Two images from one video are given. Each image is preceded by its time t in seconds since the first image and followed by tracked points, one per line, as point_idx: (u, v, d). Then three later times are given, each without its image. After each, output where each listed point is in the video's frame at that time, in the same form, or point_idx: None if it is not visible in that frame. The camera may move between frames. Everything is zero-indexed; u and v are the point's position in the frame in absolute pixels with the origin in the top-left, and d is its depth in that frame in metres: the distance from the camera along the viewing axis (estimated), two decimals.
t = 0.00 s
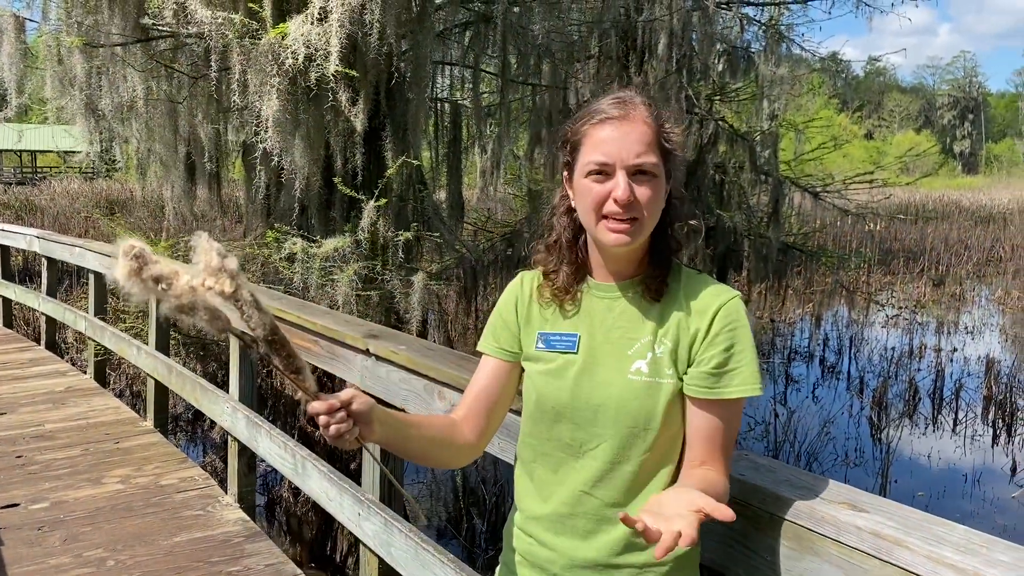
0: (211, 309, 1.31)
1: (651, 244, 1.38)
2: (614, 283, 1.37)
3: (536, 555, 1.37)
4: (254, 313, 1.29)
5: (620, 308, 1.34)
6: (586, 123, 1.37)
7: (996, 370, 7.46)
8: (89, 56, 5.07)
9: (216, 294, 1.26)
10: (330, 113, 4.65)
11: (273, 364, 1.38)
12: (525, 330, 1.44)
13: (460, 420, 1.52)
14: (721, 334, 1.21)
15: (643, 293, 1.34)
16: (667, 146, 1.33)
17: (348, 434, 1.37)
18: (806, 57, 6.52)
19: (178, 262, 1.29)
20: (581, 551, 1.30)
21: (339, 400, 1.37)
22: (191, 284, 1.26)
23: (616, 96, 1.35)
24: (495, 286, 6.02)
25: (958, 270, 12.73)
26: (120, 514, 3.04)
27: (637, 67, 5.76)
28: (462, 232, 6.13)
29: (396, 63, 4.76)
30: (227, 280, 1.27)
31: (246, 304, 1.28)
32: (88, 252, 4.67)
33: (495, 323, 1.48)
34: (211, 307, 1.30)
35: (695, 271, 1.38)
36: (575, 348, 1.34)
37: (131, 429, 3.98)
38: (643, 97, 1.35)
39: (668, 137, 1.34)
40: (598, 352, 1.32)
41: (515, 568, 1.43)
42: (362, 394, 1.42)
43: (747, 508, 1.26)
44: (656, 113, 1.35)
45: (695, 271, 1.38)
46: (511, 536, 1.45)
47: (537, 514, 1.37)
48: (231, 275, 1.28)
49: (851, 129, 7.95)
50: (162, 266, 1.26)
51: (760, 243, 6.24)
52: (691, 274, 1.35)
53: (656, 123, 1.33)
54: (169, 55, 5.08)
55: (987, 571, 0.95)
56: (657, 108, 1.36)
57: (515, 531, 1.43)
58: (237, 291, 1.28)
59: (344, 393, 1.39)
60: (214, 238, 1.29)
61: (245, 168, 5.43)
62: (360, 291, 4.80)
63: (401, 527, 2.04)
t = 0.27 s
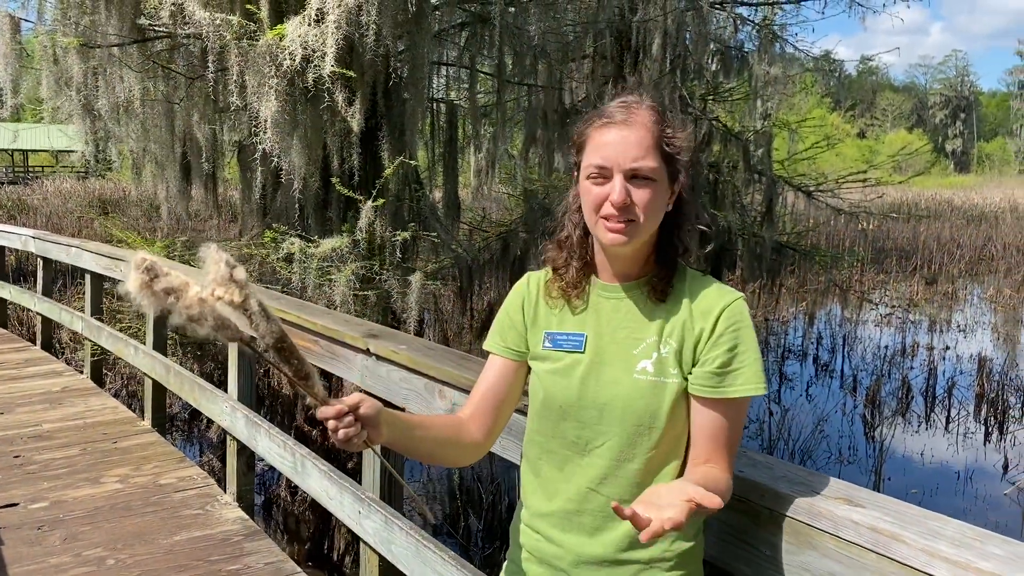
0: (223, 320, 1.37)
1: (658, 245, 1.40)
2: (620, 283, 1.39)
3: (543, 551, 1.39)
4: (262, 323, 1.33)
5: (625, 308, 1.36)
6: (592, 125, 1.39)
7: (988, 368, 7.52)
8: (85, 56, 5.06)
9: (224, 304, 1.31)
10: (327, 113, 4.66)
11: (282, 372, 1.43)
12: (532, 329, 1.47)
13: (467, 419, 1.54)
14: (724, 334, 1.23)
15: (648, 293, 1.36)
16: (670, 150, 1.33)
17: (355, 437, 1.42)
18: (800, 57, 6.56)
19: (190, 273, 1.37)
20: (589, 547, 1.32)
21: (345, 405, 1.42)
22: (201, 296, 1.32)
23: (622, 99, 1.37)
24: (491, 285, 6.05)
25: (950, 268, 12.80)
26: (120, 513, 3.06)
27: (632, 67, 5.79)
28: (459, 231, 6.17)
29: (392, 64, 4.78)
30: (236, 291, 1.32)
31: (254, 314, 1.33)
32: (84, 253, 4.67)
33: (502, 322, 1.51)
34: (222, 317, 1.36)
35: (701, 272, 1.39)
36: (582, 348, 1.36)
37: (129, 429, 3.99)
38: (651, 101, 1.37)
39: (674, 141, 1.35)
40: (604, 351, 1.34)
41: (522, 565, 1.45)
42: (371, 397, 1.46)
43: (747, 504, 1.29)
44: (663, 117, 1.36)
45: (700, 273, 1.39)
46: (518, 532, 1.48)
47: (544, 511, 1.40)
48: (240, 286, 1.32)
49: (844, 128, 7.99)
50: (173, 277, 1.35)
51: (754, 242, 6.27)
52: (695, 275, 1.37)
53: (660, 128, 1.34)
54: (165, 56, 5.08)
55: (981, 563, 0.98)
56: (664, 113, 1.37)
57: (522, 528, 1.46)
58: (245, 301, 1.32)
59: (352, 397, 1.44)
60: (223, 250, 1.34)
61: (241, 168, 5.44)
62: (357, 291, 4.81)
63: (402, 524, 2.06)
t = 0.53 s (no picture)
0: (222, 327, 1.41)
1: (653, 245, 1.43)
2: (619, 279, 1.43)
3: (542, 539, 1.43)
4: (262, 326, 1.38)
5: (624, 303, 1.40)
6: (588, 128, 1.44)
7: (978, 366, 7.59)
8: (81, 56, 5.07)
9: (224, 311, 1.36)
10: (324, 113, 4.68)
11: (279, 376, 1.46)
12: (534, 323, 1.51)
13: (464, 412, 1.57)
14: (719, 330, 1.27)
15: (646, 289, 1.40)
16: (659, 154, 1.36)
17: (349, 438, 1.45)
18: (792, 58, 6.61)
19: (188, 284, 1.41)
20: (587, 535, 1.36)
21: (338, 407, 1.45)
22: (200, 305, 1.36)
23: (618, 104, 1.42)
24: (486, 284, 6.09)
25: (942, 266, 12.89)
26: (119, 510, 3.08)
27: (626, 67, 5.84)
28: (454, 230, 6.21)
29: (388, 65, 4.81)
30: (235, 297, 1.37)
31: (253, 318, 1.38)
32: (80, 252, 4.69)
33: (505, 316, 1.55)
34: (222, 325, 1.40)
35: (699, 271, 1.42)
36: (581, 341, 1.40)
37: (126, 427, 4.01)
38: (645, 106, 1.40)
39: (664, 146, 1.37)
40: (602, 344, 1.38)
41: (522, 554, 1.49)
42: (363, 398, 1.49)
43: (742, 494, 1.33)
44: (658, 121, 1.38)
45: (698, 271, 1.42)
46: (519, 521, 1.52)
47: (544, 500, 1.44)
48: (239, 293, 1.38)
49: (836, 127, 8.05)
50: (172, 287, 1.38)
51: (747, 241, 6.32)
52: (693, 272, 1.40)
53: (648, 132, 1.37)
54: (162, 56, 5.09)
55: (967, 550, 1.02)
56: (659, 118, 1.40)
57: (523, 517, 1.49)
58: (245, 307, 1.37)
59: (343, 399, 1.47)
60: (221, 260, 1.40)
61: (237, 167, 5.46)
62: (354, 290, 4.84)
63: (402, 519, 2.09)
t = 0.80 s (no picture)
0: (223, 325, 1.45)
1: (656, 240, 1.47)
2: (619, 278, 1.46)
3: (542, 530, 1.46)
4: (260, 324, 1.40)
5: (623, 301, 1.44)
6: (592, 128, 1.47)
7: (969, 363, 7.67)
8: (77, 55, 5.08)
9: (224, 309, 1.41)
10: (320, 112, 4.71)
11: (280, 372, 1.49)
12: (534, 320, 1.54)
13: (464, 407, 1.61)
14: (718, 325, 1.31)
15: (645, 288, 1.43)
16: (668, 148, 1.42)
17: (348, 429, 1.48)
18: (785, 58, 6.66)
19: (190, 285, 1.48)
20: (585, 526, 1.39)
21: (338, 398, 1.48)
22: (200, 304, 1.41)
23: (618, 105, 1.46)
24: (480, 282, 6.12)
25: (933, 265, 12.98)
26: (117, 507, 3.10)
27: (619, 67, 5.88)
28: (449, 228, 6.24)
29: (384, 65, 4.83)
30: (233, 297, 1.41)
31: (252, 317, 1.40)
32: (76, 250, 4.70)
33: (506, 314, 1.58)
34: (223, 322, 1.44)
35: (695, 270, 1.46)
36: (581, 338, 1.44)
37: (124, 424, 4.03)
38: (644, 106, 1.46)
39: (669, 141, 1.43)
40: (602, 341, 1.41)
41: (521, 546, 1.52)
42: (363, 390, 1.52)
43: (734, 484, 1.37)
44: (657, 120, 1.45)
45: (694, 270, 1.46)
46: (518, 513, 1.55)
47: (544, 492, 1.47)
48: (237, 292, 1.41)
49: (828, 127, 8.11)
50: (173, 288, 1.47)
51: (740, 239, 6.37)
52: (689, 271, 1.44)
53: (655, 127, 1.43)
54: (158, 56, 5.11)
55: (950, 535, 1.06)
56: (658, 117, 1.46)
57: (523, 509, 1.52)
58: (243, 306, 1.40)
59: (344, 390, 1.50)
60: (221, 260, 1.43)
61: (232, 166, 5.47)
62: (350, 288, 4.86)
63: (401, 513, 2.12)
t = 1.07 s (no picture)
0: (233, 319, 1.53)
1: (655, 239, 1.51)
2: (617, 276, 1.50)
3: (543, 523, 1.49)
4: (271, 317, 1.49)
5: (621, 298, 1.47)
6: (596, 128, 1.49)
7: (960, 361, 7.74)
8: (72, 55, 5.08)
9: (236, 303, 1.49)
10: (316, 111, 4.72)
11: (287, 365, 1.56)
12: (533, 318, 1.57)
13: (471, 405, 1.64)
14: (711, 317, 1.35)
15: (643, 285, 1.47)
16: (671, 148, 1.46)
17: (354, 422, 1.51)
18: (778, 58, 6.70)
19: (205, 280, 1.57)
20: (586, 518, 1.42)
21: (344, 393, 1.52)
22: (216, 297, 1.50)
23: (620, 105, 1.49)
24: (474, 281, 6.15)
25: (924, 264, 13.07)
26: (115, 504, 3.12)
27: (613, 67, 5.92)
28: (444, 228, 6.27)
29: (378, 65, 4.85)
30: (246, 291, 1.50)
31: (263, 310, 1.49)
32: (71, 250, 4.70)
33: (505, 312, 1.61)
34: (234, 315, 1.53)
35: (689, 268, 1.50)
36: (581, 335, 1.46)
37: (120, 423, 4.04)
38: (644, 107, 1.50)
39: (670, 142, 1.47)
40: (601, 338, 1.44)
41: (521, 539, 1.54)
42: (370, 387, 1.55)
43: (727, 477, 1.41)
44: (659, 120, 1.49)
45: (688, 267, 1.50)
46: (518, 507, 1.58)
47: (544, 485, 1.50)
48: (250, 287, 1.51)
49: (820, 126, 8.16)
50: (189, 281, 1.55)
51: (732, 238, 6.41)
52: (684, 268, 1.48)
53: (659, 128, 1.46)
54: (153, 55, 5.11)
55: (935, 523, 1.09)
56: (658, 117, 1.50)
57: (523, 502, 1.55)
58: (254, 300, 1.49)
59: (351, 385, 1.53)
60: (236, 258, 1.53)
61: (227, 166, 5.48)
62: (346, 287, 4.88)
63: (398, 509, 2.15)
